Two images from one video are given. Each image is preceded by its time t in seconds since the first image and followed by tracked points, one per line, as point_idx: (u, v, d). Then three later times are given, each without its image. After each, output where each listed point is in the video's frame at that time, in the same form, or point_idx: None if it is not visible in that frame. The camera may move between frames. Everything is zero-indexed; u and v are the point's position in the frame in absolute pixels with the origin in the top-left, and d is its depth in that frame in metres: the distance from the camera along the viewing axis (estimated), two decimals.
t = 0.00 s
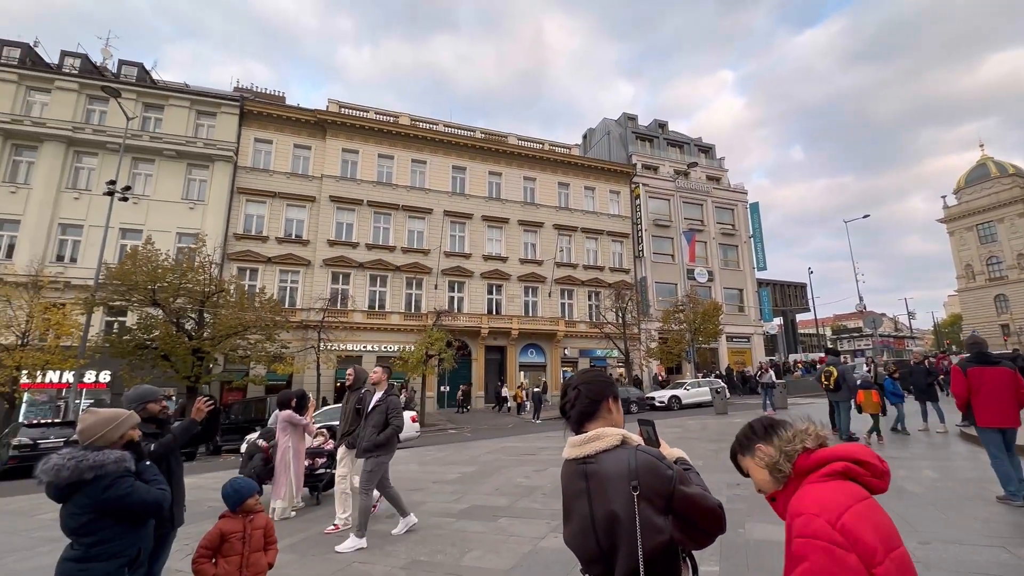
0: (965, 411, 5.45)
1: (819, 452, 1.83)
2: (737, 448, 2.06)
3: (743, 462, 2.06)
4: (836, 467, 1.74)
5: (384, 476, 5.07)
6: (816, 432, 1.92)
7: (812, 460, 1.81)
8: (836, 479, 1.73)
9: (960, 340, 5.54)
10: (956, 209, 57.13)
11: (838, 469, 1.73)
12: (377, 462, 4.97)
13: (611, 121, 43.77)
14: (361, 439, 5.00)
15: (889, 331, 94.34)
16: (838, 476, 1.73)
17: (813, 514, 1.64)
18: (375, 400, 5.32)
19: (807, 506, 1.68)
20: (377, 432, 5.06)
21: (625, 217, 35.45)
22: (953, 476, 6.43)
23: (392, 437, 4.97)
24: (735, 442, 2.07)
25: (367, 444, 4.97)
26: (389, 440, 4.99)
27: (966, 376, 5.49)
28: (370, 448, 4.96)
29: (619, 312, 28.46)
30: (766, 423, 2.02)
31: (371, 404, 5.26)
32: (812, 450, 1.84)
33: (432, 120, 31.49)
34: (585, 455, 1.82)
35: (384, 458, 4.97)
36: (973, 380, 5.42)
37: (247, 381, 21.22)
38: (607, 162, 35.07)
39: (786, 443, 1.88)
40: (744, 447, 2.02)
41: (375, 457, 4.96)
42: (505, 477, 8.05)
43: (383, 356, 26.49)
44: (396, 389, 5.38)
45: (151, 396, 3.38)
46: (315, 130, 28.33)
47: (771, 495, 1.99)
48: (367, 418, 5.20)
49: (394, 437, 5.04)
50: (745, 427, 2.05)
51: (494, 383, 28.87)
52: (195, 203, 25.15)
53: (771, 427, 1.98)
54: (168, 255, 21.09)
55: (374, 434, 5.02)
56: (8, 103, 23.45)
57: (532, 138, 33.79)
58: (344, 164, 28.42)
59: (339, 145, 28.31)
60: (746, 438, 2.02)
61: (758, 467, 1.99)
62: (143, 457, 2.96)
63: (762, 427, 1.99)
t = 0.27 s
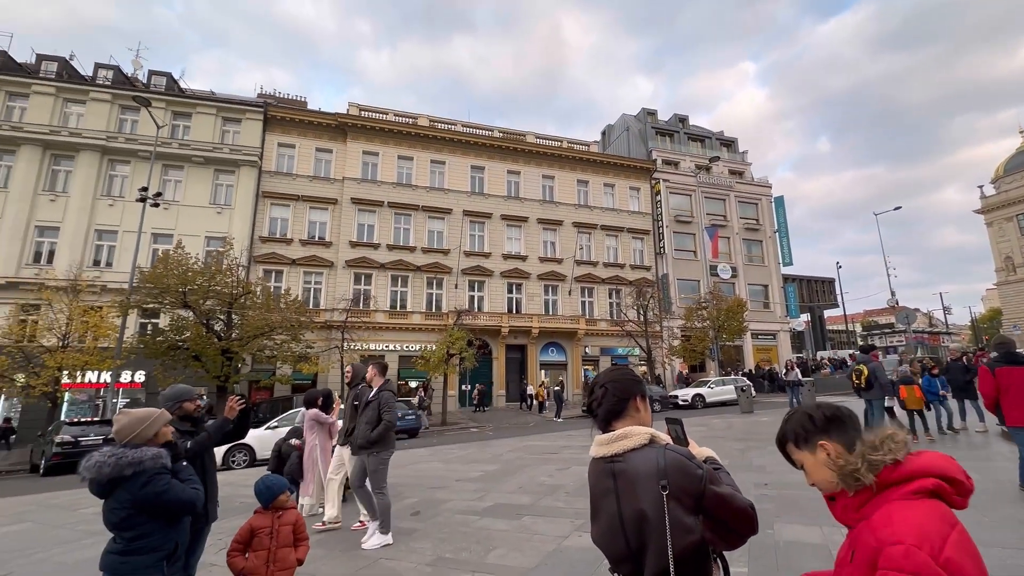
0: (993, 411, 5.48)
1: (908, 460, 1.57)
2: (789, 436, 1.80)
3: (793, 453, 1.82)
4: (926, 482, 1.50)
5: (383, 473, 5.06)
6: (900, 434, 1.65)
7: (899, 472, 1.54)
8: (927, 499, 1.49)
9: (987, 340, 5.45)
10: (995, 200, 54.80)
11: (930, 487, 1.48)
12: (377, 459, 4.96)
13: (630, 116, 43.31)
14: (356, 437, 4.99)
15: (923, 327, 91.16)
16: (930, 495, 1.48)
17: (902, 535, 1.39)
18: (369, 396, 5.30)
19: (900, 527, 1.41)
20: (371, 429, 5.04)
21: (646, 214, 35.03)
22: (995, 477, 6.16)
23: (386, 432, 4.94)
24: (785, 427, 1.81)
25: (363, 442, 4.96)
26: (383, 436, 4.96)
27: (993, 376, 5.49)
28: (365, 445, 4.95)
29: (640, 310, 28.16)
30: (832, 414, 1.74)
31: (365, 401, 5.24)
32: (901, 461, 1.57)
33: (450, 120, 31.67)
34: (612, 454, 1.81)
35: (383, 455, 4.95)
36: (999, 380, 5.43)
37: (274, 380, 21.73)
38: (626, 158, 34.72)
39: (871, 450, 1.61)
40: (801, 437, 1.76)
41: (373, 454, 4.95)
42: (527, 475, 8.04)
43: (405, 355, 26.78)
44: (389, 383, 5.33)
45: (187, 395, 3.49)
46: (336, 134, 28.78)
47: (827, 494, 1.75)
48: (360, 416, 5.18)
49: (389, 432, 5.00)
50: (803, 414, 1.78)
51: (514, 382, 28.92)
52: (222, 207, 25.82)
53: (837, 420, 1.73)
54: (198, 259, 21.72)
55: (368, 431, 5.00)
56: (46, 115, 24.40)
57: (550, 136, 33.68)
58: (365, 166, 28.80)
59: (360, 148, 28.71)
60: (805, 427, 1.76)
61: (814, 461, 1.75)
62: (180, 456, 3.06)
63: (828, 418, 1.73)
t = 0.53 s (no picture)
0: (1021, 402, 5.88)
1: (991, 467, 1.43)
2: (853, 425, 1.74)
3: (855, 445, 1.77)
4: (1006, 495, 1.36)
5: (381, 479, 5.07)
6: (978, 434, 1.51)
7: (980, 482, 1.41)
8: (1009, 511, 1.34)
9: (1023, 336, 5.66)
10: None
11: (1011, 498, 1.35)
12: (373, 465, 4.99)
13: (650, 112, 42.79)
14: (351, 445, 5.02)
15: (960, 322, 87.67)
16: (1014, 509, 1.35)
17: (995, 552, 1.26)
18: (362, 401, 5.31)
19: (991, 542, 1.28)
20: (365, 435, 5.06)
21: (667, 210, 34.55)
22: None
23: (377, 439, 4.94)
24: (849, 416, 1.76)
25: (357, 449, 4.99)
26: (376, 441, 4.96)
27: None
28: (361, 452, 4.97)
29: (662, 308, 27.81)
30: (907, 404, 1.64)
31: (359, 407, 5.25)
32: (984, 470, 1.42)
33: (469, 121, 31.80)
34: (639, 453, 1.80)
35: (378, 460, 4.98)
36: None
37: (301, 379, 22.21)
38: (647, 154, 34.31)
39: (951, 455, 1.48)
40: (865, 429, 1.70)
41: (369, 461, 4.97)
42: (551, 474, 8.04)
43: (427, 354, 27.01)
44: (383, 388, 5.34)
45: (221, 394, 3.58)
46: (357, 137, 29.21)
47: (894, 492, 1.68)
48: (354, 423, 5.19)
49: (381, 437, 4.99)
50: (874, 406, 1.68)
51: (536, 381, 28.90)
52: (249, 211, 26.47)
53: (910, 414, 1.63)
54: (227, 262, 22.32)
55: (362, 437, 5.02)
56: (82, 126, 25.37)
57: (569, 134, 33.51)
58: (385, 168, 29.17)
59: (381, 150, 29.08)
60: (873, 419, 1.68)
61: (877, 455, 1.70)
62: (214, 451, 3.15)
63: (896, 411, 1.63)
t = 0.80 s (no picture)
0: None
1: None
2: (906, 429, 1.68)
3: (907, 451, 1.71)
4: None
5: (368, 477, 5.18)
6: None
7: None
8: None
9: None
10: None
11: None
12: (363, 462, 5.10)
13: (672, 107, 42.17)
14: (344, 439, 5.13)
15: (1002, 318, 83.92)
16: None
17: None
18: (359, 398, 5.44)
19: None
20: (360, 431, 5.17)
21: (691, 206, 33.98)
22: None
23: (374, 435, 5.08)
24: (902, 419, 1.69)
25: (351, 444, 5.11)
26: (371, 439, 5.08)
27: None
28: (352, 448, 5.10)
29: (687, 306, 27.38)
30: (966, 409, 1.59)
31: (355, 402, 5.39)
32: None
33: (489, 120, 31.87)
34: (670, 452, 1.77)
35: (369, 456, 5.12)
36: None
37: (327, 378, 22.65)
38: (669, 150, 33.81)
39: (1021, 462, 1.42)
40: (922, 434, 1.64)
41: (360, 457, 5.09)
42: (575, 473, 8.03)
43: (450, 353, 27.21)
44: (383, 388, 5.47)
45: (256, 393, 3.67)
46: (380, 139, 29.59)
47: (951, 499, 1.62)
48: (350, 418, 5.31)
49: (376, 436, 5.12)
50: (931, 409, 1.62)
51: (559, 380, 28.82)
52: (276, 215, 27.09)
53: (968, 418, 1.58)
54: (255, 264, 22.91)
55: (356, 433, 5.14)
56: (118, 135, 26.37)
57: (590, 131, 33.28)
58: (407, 169, 29.47)
59: (402, 152, 29.41)
60: (930, 424, 1.62)
61: (934, 460, 1.64)
62: (249, 448, 3.23)
63: (958, 415, 1.57)
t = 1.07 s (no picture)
0: None
1: None
2: (951, 424, 1.61)
3: (951, 445, 1.63)
4: None
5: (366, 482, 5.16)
6: None
7: None
8: None
9: None
10: None
11: None
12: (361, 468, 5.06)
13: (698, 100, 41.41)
14: (341, 445, 5.08)
15: None
16: None
17: None
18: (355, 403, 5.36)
19: None
20: (356, 437, 5.12)
21: (718, 202, 33.29)
22: None
23: (371, 442, 5.04)
24: (946, 413, 1.63)
25: (347, 450, 5.06)
26: (367, 445, 5.04)
27: None
28: (349, 453, 5.06)
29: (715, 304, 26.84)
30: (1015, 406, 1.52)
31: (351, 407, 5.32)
32: None
33: (511, 120, 31.90)
34: (701, 451, 1.75)
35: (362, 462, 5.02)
36: None
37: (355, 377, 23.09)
38: (695, 145, 33.19)
39: None
40: (968, 428, 1.57)
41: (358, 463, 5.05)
42: (603, 472, 7.98)
43: (475, 352, 27.37)
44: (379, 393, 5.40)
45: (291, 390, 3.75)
46: (404, 141, 29.95)
47: (996, 496, 1.54)
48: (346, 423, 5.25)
49: (373, 441, 5.08)
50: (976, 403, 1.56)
51: (584, 379, 28.65)
52: (304, 217, 27.73)
53: (1013, 413, 1.52)
54: (285, 265, 23.50)
55: (352, 438, 5.09)
56: (157, 143, 27.45)
57: (613, 128, 32.96)
58: (431, 170, 29.77)
59: (426, 153, 29.72)
60: (976, 418, 1.56)
61: (981, 457, 1.56)
62: (288, 443, 3.34)
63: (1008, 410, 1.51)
